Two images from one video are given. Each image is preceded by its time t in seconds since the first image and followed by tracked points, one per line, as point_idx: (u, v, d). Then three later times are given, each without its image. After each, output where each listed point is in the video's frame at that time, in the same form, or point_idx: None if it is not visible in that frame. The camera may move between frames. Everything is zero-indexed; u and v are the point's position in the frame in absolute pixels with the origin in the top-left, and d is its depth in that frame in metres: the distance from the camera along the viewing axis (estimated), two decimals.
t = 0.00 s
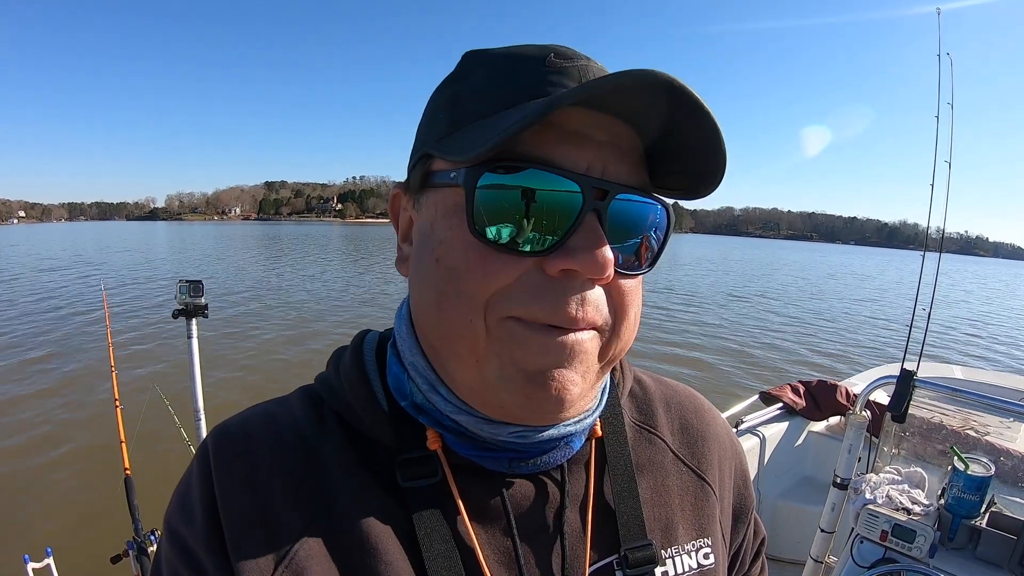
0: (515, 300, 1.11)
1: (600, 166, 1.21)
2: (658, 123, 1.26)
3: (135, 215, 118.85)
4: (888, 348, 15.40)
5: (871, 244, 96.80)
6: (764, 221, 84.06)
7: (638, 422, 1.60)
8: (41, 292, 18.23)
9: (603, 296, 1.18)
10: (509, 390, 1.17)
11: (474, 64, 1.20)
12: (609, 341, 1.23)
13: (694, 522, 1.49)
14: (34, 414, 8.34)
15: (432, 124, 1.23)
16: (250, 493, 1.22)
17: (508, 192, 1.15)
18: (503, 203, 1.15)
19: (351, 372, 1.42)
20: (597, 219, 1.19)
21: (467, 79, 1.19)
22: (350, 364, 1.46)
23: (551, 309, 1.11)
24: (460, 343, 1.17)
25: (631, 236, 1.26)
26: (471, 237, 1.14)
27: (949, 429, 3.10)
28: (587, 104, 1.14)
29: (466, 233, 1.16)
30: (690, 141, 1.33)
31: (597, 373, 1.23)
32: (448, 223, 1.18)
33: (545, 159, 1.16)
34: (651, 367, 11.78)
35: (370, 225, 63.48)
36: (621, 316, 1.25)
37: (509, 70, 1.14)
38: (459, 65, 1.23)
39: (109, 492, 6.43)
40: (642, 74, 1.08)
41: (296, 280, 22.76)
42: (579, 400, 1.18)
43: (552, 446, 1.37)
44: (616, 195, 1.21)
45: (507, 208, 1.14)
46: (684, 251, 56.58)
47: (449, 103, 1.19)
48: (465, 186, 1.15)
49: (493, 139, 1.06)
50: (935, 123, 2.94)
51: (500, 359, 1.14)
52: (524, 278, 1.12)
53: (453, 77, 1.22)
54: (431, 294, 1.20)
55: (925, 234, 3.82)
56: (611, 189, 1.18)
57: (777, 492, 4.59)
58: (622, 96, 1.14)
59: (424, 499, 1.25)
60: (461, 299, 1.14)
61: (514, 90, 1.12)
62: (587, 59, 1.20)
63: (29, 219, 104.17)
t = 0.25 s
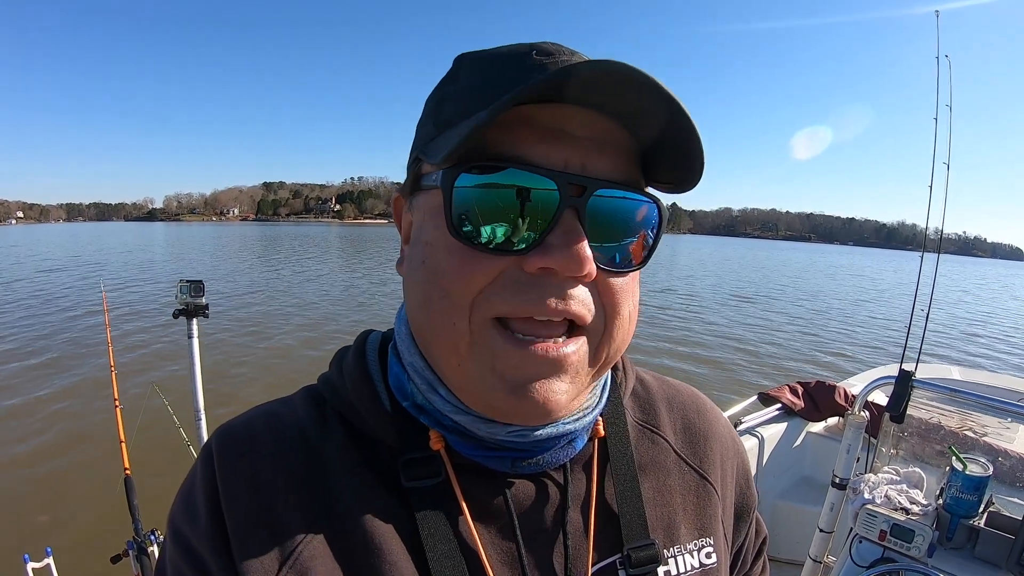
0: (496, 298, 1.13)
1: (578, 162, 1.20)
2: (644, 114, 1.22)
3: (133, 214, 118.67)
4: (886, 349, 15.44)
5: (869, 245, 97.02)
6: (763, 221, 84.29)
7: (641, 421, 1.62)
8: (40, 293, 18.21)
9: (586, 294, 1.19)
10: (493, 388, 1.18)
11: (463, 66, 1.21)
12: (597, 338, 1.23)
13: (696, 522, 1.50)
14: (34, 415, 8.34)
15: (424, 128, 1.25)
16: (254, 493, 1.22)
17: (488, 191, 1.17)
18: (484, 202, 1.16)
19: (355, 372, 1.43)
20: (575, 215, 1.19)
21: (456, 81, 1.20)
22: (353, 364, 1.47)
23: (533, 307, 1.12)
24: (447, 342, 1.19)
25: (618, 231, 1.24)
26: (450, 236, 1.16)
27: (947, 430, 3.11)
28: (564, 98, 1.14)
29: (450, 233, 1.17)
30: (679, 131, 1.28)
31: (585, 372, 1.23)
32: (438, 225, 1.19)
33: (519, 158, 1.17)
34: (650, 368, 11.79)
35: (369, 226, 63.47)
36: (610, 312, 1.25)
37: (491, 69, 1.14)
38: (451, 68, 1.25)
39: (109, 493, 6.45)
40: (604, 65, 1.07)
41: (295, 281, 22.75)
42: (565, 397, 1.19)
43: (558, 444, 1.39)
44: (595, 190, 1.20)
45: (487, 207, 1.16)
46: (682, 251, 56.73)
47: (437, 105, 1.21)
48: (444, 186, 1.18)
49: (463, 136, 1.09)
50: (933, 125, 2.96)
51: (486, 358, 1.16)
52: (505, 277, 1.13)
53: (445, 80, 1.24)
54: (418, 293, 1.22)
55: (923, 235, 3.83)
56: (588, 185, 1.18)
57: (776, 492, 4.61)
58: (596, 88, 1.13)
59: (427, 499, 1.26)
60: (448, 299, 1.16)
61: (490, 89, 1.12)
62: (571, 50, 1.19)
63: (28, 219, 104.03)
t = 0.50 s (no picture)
0: (480, 301, 1.14)
1: (557, 163, 1.21)
2: (625, 113, 1.20)
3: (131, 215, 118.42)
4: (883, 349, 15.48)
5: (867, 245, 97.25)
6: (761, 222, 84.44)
7: (640, 421, 1.63)
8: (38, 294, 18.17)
9: (570, 297, 1.19)
10: (477, 388, 1.20)
11: (452, 68, 1.22)
12: (585, 340, 1.23)
13: (694, 522, 1.50)
14: (32, 416, 8.32)
15: (416, 130, 1.27)
16: (253, 494, 1.23)
17: (468, 194, 1.19)
18: (466, 206, 1.18)
19: (355, 372, 1.44)
20: (554, 218, 1.18)
21: (445, 85, 1.21)
22: (352, 364, 1.47)
23: (516, 309, 1.13)
24: (432, 345, 1.21)
25: (601, 233, 1.23)
26: (432, 239, 1.18)
27: (944, 430, 3.12)
28: (539, 100, 1.14)
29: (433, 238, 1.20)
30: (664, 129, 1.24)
31: (572, 373, 1.23)
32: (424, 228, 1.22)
33: (498, 161, 1.18)
34: (648, 368, 11.81)
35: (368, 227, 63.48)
36: (599, 316, 1.25)
37: (474, 72, 1.15)
38: (444, 70, 1.25)
39: (107, 494, 6.43)
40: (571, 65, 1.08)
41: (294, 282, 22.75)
42: (549, 398, 1.19)
43: (555, 446, 1.39)
44: (574, 191, 1.19)
45: (470, 209, 1.17)
46: (681, 252, 56.82)
47: (427, 109, 1.23)
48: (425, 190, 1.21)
49: (435, 140, 1.12)
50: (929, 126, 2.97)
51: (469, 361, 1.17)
52: (488, 280, 1.15)
53: (436, 83, 1.25)
54: (406, 296, 1.25)
55: (920, 236, 3.85)
56: (567, 186, 1.17)
57: (774, 493, 4.62)
58: (571, 87, 1.12)
59: (427, 500, 1.26)
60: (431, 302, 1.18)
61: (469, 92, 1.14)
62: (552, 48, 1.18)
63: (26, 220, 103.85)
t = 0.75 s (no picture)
0: (475, 304, 1.14)
1: (551, 165, 1.20)
2: (618, 113, 1.19)
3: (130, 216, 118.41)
4: (881, 349, 15.50)
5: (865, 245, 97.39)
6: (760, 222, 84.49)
7: (637, 423, 1.63)
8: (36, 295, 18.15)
9: (566, 299, 1.19)
10: (473, 391, 1.19)
11: (447, 69, 1.22)
12: (582, 343, 1.23)
13: (691, 524, 1.50)
14: (30, 417, 8.30)
15: (411, 133, 1.27)
16: (250, 496, 1.22)
17: (461, 198, 1.19)
18: (459, 210, 1.17)
19: (351, 374, 1.43)
20: (548, 222, 1.18)
21: (439, 86, 1.21)
22: (348, 366, 1.47)
23: (511, 312, 1.13)
24: (427, 348, 1.21)
25: (595, 235, 1.22)
26: (425, 243, 1.18)
27: (941, 430, 3.13)
28: (531, 101, 1.14)
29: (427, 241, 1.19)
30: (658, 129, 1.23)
31: (570, 377, 1.22)
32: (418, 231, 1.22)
33: (490, 165, 1.18)
34: (647, 368, 11.81)
35: (367, 227, 63.48)
36: (596, 318, 1.24)
37: (467, 75, 1.15)
38: (438, 72, 1.25)
39: (106, 496, 6.41)
40: (561, 68, 1.08)
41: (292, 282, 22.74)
42: (547, 403, 1.18)
43: (552, 449, 1.39)
44: (569, 194, 1.19)
45: (464, 212, 1.17)
46: (680, 252, 56.88)
47: (421, 111, 1.23)
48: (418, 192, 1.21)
49: (426, 143, 1.13)
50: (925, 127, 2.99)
51: (463, 363, 1.17)
52: (482, 283, 1.14)
53: (430, 85, 1.25)
54: (401, 299, 1.25)
55: (917, 235, 3.86)
56: (561, 189, 1.17)
57: (773, 493, 4.62)
58: (563, 89, 1.12)
59: (423, 503, 1.26)
60: (424, 305, 1.18)
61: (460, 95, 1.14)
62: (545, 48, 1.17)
63: (25, 221, 103.87)
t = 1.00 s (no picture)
0: (475, 305, 1.13)
1: (552, 165, 1.20)
2: (618, 113, 1.19)
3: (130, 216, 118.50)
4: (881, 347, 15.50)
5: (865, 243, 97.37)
6: (760, 221, 84.45)
7: (635, 424, 1.62)
8: (35, 295, 18.13)
9: (566, 300, 1.18)
10: (474, 394, 1.18)
11: (446, 71, 1.21)
12: (582, 344, 1.23)
13: (690, 525, 1.50)
14: (30, 417, 8.29)
15: (411, 134, 1.27)
16: (250, 497, 1.22)
17: (461, 199, 1.18)
18: (459, 211, 1.17)
19: (349, 374, 1.43)
20: (548, 222, 1.18)
21: (439, 88, 1.21)
22: (346, 366, 1.46)
23: (512, 313, 1.12)
24: (427, 350, 1.20)
25: (595, 235, 1.22)
26: (425, 244, 1.17)
27: (941, 429, 3.13)
28: (531, 101, 1.13)
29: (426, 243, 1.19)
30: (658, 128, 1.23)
31: (570, 377, 1.22)
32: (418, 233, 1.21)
33: (490, 166, 1.18)
34: (647, 367, 11.80)
35: (366, 227, 63.43)
36: (594, 318, 1.24)
37: (468, 75, 1.14)
38: (438, 72, 1.25)
39: (106, 495, 6.41)
40: (561, 68, 1.07)
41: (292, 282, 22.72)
42: (548, 403, 1.18)
43: (551, 450, 1.38)
44: (569, 195, 1.19)
45: (464, 213, 1.17)
46: (680, 251, 56.88)
47: (421, 113, 1.22)
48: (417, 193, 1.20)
49: (426, 144, 1.12)
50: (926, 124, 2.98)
51: (464, 366, 1.17)
52: (482, 284, 1.14)
53: (430, 86, 1.25)
54: (401, 300, 1.25)
55: (917, 233, 3.85)
56: (561, 189, 1.17)
57: (773, 492, 4.62)
58: (563, 89, 1.12)
59: (421, 503, 1.26)
60: (424, 308, 1.17)
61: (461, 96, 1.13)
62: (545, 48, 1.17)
63: (25, 221, 103.89)
